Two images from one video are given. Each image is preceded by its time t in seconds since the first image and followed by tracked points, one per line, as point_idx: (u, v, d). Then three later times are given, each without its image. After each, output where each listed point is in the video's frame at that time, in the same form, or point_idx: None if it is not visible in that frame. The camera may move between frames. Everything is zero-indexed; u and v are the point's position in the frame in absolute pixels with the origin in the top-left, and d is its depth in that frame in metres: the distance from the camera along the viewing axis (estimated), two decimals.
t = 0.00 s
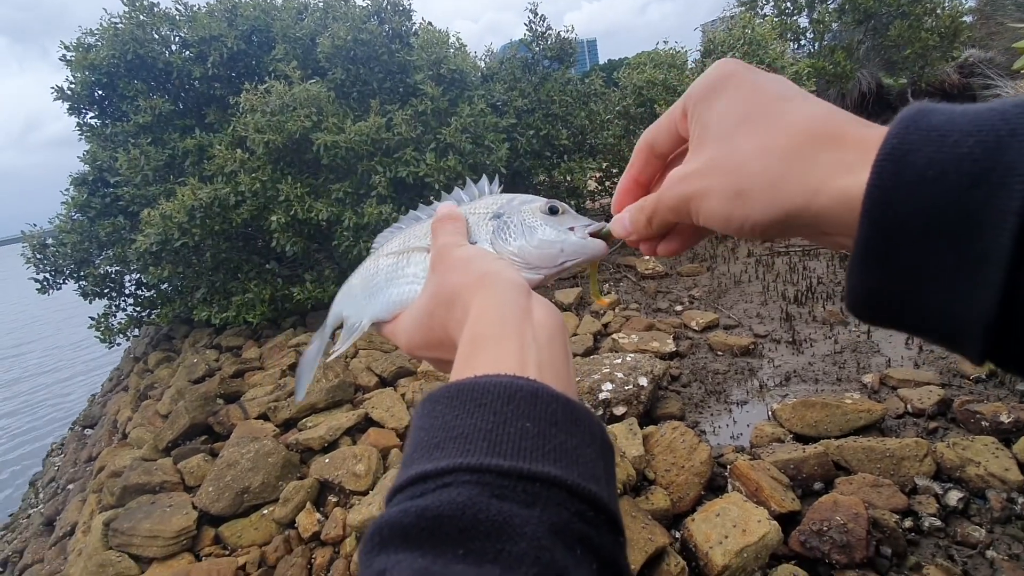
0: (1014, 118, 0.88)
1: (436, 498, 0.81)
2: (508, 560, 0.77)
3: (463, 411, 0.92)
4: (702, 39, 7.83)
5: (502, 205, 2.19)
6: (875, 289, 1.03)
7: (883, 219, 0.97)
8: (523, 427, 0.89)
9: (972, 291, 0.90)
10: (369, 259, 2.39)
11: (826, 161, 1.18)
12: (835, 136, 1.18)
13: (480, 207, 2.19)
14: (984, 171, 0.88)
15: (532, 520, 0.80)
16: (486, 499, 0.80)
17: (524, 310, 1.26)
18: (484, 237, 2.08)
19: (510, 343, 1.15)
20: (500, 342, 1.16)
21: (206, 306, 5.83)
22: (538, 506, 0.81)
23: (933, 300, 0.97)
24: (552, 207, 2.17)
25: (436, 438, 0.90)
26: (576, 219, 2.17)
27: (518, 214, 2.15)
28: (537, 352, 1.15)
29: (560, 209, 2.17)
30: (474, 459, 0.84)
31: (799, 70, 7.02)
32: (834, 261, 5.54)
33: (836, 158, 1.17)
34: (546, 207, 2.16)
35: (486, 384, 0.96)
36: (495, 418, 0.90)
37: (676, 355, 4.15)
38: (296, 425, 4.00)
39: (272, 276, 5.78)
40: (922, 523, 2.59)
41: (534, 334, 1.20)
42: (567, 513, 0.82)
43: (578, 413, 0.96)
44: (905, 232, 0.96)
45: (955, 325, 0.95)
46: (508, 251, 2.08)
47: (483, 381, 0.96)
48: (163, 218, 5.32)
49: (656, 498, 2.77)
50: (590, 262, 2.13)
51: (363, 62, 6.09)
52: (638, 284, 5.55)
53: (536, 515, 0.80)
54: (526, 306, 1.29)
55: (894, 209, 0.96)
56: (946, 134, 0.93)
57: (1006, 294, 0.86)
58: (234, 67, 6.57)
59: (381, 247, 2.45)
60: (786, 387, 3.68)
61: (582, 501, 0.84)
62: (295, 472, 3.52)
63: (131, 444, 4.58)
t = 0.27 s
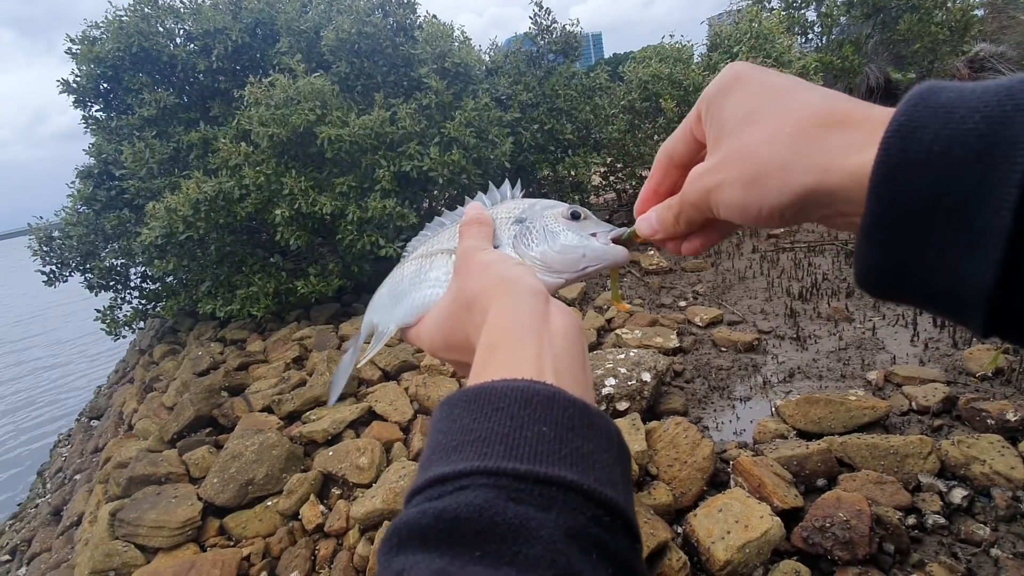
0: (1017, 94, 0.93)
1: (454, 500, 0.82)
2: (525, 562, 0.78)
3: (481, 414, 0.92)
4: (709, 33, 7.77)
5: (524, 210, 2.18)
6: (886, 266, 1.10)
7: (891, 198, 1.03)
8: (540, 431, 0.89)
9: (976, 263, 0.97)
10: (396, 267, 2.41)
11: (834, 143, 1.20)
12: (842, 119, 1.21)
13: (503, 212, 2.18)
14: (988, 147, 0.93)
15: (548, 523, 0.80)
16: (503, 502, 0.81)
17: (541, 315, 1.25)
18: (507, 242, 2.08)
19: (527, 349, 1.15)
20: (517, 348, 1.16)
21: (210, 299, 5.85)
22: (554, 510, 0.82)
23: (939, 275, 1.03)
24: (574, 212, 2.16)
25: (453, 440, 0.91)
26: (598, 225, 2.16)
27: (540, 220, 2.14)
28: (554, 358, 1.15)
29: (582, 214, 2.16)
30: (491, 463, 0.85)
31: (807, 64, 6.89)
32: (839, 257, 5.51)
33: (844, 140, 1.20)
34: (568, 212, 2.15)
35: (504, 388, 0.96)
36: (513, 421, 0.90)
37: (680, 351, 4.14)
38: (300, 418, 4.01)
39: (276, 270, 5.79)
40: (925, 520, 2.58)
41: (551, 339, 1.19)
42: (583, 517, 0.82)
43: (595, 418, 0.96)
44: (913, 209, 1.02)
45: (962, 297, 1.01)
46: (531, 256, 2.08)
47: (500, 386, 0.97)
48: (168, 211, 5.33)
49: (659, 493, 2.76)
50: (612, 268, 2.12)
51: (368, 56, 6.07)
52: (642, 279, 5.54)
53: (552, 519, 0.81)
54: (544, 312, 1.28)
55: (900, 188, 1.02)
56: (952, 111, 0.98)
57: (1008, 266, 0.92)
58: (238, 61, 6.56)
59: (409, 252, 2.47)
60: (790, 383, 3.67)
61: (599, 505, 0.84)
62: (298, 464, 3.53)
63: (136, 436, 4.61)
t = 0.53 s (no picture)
0: None
1: (459, 503, 0.81)
2: (530, 565, 0.77)
3: (486, 417, 0.92)
4: (714, 32, 7.74)
5: (531, 212, 2.18)
6: (891, 270, 1.06)
7: (894, 202, 1.00)
8: (546, 435, 0.89)
9: (982, 268, 0.93)
10: (401, 265, 2.42)
11: (833, 151, 1.20)
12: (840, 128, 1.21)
13: (510, 215, 2.18)
14: (997, 149, 0.90)
15: (554, 527, 0.79)
16: (507, 506, 0.80)
17: (547, 319, 1.25)
18: (514, 244, 2.07)
19: (534, 352, 1.14)
20: (524, 350, 1.15)
21: (213, 296, 5.86)
22: (560, 513, 0.81)
23: (944, 279, 0.99)
24: (582, 215, 2.15)
25: (458, 443, 0.90)
26: (606, 228, 2.16)
27: (548, 222, 2.13)
28: (559, 361, 1.14)
29: (591, 217, 2.15)
30: (496, 466, 0.84)
31: (813, 65, 6.75)
32: (843, 258, 5.49)
33: (842, 146, 1.20)
34: (577, 216, 2.15)
35: (510, 391, 0.96)
36: (518, 425, 0.90)
37: (682, 350, 4.13)
38: (302, 415, 4.01)
39: (279, 267, 5.79)
40: (928, 523, 2.57)
41: (558, 342, 1.19)
42: (588, 521, 0.82)
43: (601, 422, 0.95)
44: (918, 213, 0.99)
45: (969, 303, 0.97)
46: (538, 258, 2.07)
47: (505, 389, 0.96)
48: (171, 208, 5.34)
49: (661, 493, 2.76)
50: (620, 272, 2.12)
51: (372, 53, 6.06)
52: (644, 279, 5.53)
53: (557, 523, 0.80)
54: (551, 317, 1.27)
55: (904, 191, 0.99)
56: (959, 114, 0.95)
57: (1016, 272, 0.88)
58: (242, 58, 6.57)
59: (415, 251, 2.46)
60: (792, 384, 3.65)
61: (604, 510, 0.84)
62: (301, 461, 3.53)
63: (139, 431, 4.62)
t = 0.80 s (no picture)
0: None
1: (465, 511, 0.82)
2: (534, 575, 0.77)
3: (492, 425, 0.92)
4: (720, 34, 7.73)
5: (537, 220, 2.18)
6: (906, 244, 1.12)
7: (913, 178, 1.06)
8: (551, 443, 0.89)
9: (996, 239, 0.99)
10: (409, 275, 2.43)
11: (852, 126, 1.23)
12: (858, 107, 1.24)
13: (515, 224, 2.20)
14: (1011, 126, 0.96)
15: (559, 535, 0.79)
16: (513, 514, 0.80)
17: (553, 327, 1.25)
18: (521, 252, 2.08)
19: (540, 361, 1.14)
20: (530, 359, 1.15)
21: (215, 290, 5.86)
22: (565, 522, 0.81)
23: (959, 251, 1.06)
24: (586, 218, 2.16)
25: (464, 451, 0.90)
26: (611, 227, 2.16)
27: (552, 228, 2.14)
28: (566, 370, 1.14)
29: (595, 219, 2.15)
30: (502, 474, 0.84)
31: (818, 69, 6.75)
32: (845, 263, 5.49)
33: (859, 122, 1.22)
34: (580, 219, 2.16)
35: (516, 399, 0.96)
36: (524, 433, 0.90)
37: (682, 353, 4.13)
38: (301, 410, 4.01)
39: (280, 262, 5.79)
40: (926, 529, 2.57)
41: (565, 351, 1.18)
42: (593, 531, 0.82)
43: (607, 430, 0.95)
44: (935, 189, 1.05)
45: (979, 274, 1.04)
46: (544, 263, 2.08)
47: (511, 397, 0.96)
48: (174, 200, 5.34)
49: (659, 494, 2.75)
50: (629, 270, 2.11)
51: (377, 50, 6.05)
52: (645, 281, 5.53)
53: (562, 532, 0.80)
54: (557, 323, 1.27)
55: (923, 168, 1.05)
56: (974, 93, 1.01)
57: None
58: (247, 52, 6.57)
59: (421, 263, 2.46)
60: (792, 388, 3.65)
61: (609, 519, 0.84)
62: (299, 456, 3.53)
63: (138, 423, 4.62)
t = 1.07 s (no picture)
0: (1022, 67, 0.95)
1: (466, 504, 0.82)
2: (534, 567, 0.77)
3: (494, 420, 0.93)
4: (725, 37, 7.73)
5: (544, 216, 2.18)
6: (895, 237, 1.11)
7: (902, 168, 1.05)
8: (553, 437, 0.89)
9: (983, 230, 0.98)
10: (420, 270, 2.45)
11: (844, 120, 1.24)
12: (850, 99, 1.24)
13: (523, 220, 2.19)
14: (995, 117, 0.95)
15: (560, 528, 0.80)
16: (514, 507, 0.81)
17: (556, 324, 1.25)
18: (529, 250, 2.09)
19: (542, 356, 1.15)
20: (532, 355, 1.16)
21: (215, 284, 5.86)
22: (566, 516, 0.81)
23: (947, 244, 1.04)
24: (593, 214, 2.15)
25: (466, 446, 0.91)
26: (618, 224, 2.15)
27: (560, 223, 2.13)
28: (568, 365, 1.14)
29: (602, 215, 2.14)
30: (503, 468, 0.85)
31: (822, 73, 6.76)
32: (846, 267, 5.49)
33: (850, 117, 1.23)
34: (588, 215, 2.14)
35: (518, 394, 0.96)
36: (526, 427, 0.90)
37: (682, 354, 4.13)
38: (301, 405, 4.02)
39: (281, 257, 5.79)
40: (923, 534, 2.57)
41: (567, 346, 1.19)
42: (594, 524, 0.82)
43: (608, 426, 0.95)
44: (922, 180, 1.04)
45: (966, 265, 1.02)
46: (552, 261, 2.08)
47: (513, 391, 0.97)
48: (176, 194, 5.34)
49: (656, 495, 2.75)
50: (635, 267, 2.11)
51: (381, 47, 6.04)
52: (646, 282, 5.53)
53: (563, 525, 0.80)
54: (559, 319, 1.28)
55: (910, 159, 1.04)
56: (959, 86, 1.01)
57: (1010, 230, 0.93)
58: (252, 47, 6.57)
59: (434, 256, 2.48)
60: (791, 391, 3.65)
61: (610, 513, 0.84)
62: (298, 452, 3.54)
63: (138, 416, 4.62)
